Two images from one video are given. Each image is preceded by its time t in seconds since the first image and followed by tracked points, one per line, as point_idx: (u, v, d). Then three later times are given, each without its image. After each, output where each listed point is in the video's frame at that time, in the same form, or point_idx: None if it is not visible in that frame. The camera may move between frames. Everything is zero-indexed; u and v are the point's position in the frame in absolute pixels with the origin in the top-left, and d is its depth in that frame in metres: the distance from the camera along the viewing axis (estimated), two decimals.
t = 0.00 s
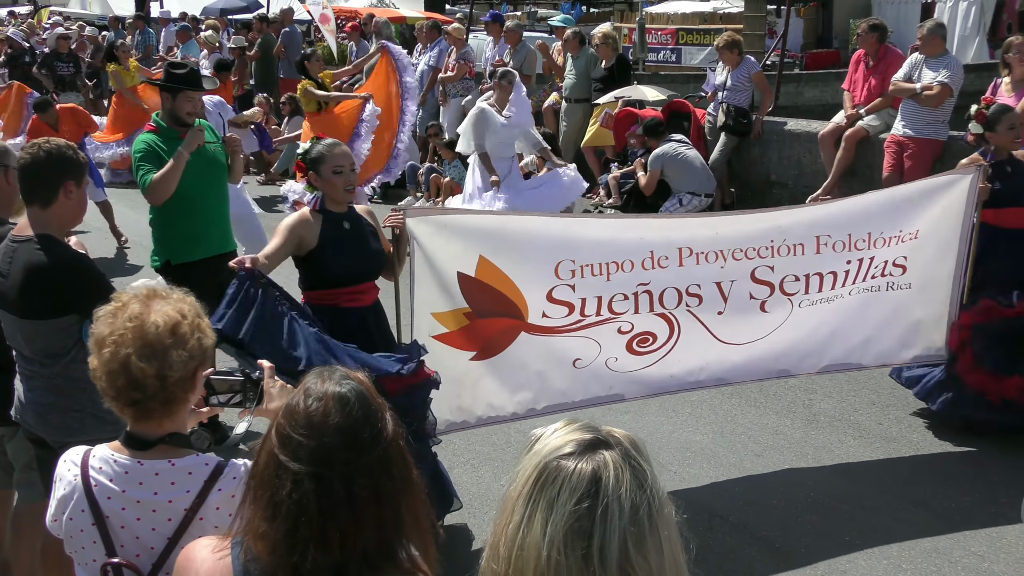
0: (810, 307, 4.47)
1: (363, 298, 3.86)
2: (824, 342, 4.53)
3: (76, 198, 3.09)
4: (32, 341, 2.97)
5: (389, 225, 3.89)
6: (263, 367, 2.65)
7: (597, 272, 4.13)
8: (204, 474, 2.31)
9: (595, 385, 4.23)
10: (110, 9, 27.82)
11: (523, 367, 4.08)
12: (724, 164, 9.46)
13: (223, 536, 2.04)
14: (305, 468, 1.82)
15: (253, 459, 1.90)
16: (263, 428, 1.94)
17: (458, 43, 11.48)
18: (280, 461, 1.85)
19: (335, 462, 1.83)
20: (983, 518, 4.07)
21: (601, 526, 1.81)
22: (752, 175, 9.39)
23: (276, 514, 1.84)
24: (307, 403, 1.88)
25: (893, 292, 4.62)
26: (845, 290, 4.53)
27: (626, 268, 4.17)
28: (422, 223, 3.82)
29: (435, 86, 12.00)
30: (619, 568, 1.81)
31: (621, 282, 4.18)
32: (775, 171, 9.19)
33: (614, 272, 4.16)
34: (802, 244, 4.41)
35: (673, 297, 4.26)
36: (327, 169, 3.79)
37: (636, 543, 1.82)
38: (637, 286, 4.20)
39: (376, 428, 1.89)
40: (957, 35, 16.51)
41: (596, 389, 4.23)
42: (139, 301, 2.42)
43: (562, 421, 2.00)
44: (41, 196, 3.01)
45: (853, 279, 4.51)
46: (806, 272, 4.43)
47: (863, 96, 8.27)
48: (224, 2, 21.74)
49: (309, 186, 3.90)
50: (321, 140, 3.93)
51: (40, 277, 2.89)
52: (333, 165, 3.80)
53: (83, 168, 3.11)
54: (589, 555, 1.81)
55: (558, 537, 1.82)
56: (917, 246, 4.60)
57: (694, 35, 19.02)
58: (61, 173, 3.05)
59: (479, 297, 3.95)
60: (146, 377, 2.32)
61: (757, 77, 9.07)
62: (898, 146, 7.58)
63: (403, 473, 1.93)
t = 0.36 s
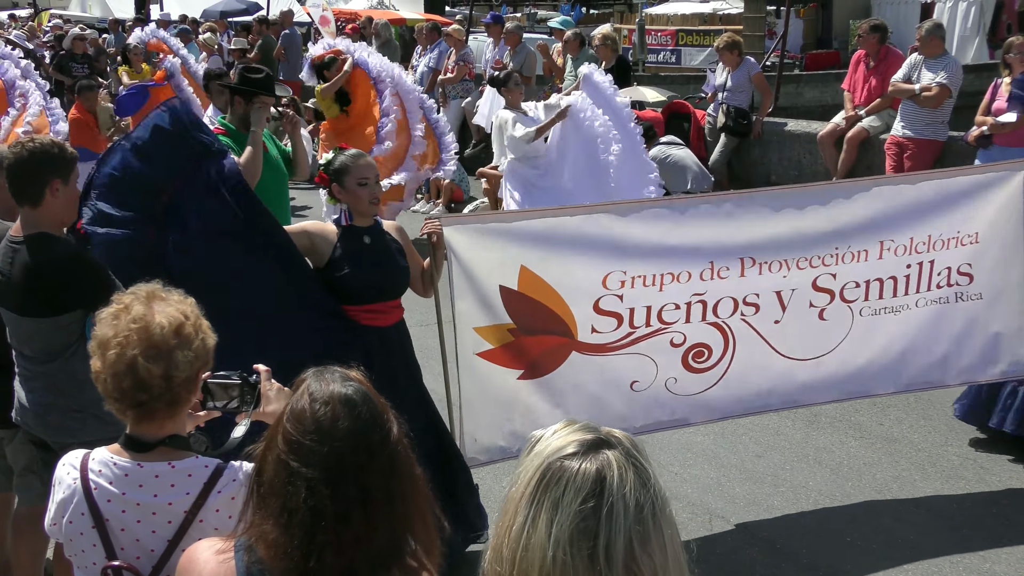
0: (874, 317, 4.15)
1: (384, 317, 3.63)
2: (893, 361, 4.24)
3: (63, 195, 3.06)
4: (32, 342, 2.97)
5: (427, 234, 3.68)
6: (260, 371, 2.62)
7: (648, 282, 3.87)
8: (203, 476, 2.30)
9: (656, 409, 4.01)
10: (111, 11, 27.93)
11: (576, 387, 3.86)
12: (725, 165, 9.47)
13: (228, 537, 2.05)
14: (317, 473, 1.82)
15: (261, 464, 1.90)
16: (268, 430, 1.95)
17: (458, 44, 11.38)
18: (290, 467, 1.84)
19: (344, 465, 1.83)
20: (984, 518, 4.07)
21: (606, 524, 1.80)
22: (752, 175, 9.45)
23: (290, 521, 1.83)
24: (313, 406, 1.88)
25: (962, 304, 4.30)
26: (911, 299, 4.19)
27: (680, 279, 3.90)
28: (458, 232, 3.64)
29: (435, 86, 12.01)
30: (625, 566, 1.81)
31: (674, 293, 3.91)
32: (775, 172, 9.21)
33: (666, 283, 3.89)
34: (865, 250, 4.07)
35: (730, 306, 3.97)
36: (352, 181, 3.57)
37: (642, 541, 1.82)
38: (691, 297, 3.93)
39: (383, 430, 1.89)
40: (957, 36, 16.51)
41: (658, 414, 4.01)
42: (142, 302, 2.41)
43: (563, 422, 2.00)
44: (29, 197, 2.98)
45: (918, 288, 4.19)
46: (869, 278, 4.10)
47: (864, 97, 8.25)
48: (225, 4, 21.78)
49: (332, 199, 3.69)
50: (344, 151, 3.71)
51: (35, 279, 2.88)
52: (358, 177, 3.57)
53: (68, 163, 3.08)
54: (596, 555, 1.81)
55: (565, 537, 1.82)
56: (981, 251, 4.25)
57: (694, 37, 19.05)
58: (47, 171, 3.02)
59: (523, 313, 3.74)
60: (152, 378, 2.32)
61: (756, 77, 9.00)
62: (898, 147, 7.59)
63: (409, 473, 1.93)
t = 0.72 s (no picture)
0: (913, 332, 3.90)
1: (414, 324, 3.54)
2: (936, 378, 3.95)
3: (65, 206, 3.07)
4: (31, 352, 2.97)
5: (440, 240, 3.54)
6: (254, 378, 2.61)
7: (672, 291, 3.66)
8: (203, 477, 2.30)
9: (700, 431, 3.74)
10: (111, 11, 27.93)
11: (613, 406, 3.65)
12: (725, 165, 9.45)
13: (229, 538, 2.05)
14: (317, 472, 1.82)
15: (261, 465, 1.90)
16: (268, 427, 1.94)
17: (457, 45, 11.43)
18: (291, 466, 1.83)
19: (344, 465, 1.83)
20: (984, 518, 4.07)
21: (608, 524, 1.80)
22: (750, 174, 9.44)
23: (291, 520, 1.84)
24: (313, 405, 1.87)
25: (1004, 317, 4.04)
26: (953, 312, 3.96)
27: (704, 288, 3.68)
28: (477, 239, 3.54)
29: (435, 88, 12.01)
30: (626, 566, 1.80)
31: (700, 303, 3.69)
32: (775, 172, 9.20)
33: (691, 291, 3.68)
34: (891, 259, 3.84)
35: (760, 319, 3.75)
36: (380, 187, 3.49)
37: (641, 539, 1.81)
38: (718, 307, 3.71)
39: (385, 430, 1.89)
40: (956, 36, 16.52)
41: (704, 436, 3.74)
42: (141, 302, 2.41)
43: (567, 421, 2.00)
44: (31, 205, 2.97)
45: (958, 300, 3.95)
46: (900, 289, 3.87)
47: (864, 96, 8.26)
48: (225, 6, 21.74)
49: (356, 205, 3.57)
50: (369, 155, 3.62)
51: (39, 285, 2.90)
52: (387, 183, 3.50)
53: (71, 174, 3.09)
54: (596, 555, 1.81)
55: (565, 536, 1.82)
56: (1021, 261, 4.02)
57: (694, 37, 19.05)
58: (52, 181, 3.02)
59: (547, 325, 3.59)
60: (149, 379, 2.32)
61: (756, 77, 9.00)
62: (898, 148, 7.58)
63: (410, 473, 1.93)
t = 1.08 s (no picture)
0: (945, 346, 3.86)
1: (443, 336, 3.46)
2: (964, 392, 3.92)
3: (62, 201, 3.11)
4: (18, 345, 2.97)
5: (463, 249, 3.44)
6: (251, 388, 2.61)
7: (703, 302, 3.59)
8: (203, 475, 2.30)
9: (718, 442, 3.70)
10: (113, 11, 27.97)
11: (632, 415, 3.58)
12: (724, 166, 9.43)
13: (230, 537, 2.04)
14: (322, 473, 1.82)
15: (264, 464, 1.90)
16: (271, 427, 1.94)
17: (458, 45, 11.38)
18: (295, 466, 1.83)
19: (346, 464, 1.83)
20: (984, 518, 4.07)
21: (603, 521, 1.80)
22: (750, 174, 9.41)
23: (294, 519, 1.83)
24: (316, 405, 1.87)
25: None
26: (984, 326, 3.92)
27: (736, 298, 3.62)
28: (503, 244, 3.36)
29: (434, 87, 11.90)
30: (622, 565, 1.78)
31: (732, 314, 3.63)
32: (774, 172, 9.18)
33: (723, 302, 3.61)
34: (929, 271, 3.80)
35: (794, 331, 3.70)
36: (411, 193, 3.41)
37: (637, 540, 1.80)
38: (750, 319, 3.65)
39: (388, 431, 1.90)
40: (955, 36, 16.52)
41: (720, 447, 3.70)
42: (147, 301, 2.44)
43: (572, 421, 2.01)
44: (33, 198, 3.04)
45: (990, 314, 3.91)
46: (938, 303, 3.83)
47: (864, 97, 8.33)
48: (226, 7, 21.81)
49: (383, 213, 3.50)
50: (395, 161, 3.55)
51: (32, 277, 2.89)
52: (418, 190, 3.42)
53: (72, 172, 3.15)
54: (591, 553, 1.80)
55: (561, 532, 1.82)
56: None
57: (694, 37, 19.06)
58: (55, 175, 3.09)
59: (574, 334, 3.47)
60: (160, 377, 2.33)
61: (757, 78, 9.05)
62: (898, 150, 7.58)
63: (413, 475, 1.93)
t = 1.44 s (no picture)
0: (975, 352, 3.84)
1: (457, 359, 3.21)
2: (994, 398, 3.90)
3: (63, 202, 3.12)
4: (8, 340, 2.97)
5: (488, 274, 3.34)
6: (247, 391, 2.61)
7: (731, 311, 3.56)
8: (201, 474, 2.30)
9: (737, 451, 3.71)
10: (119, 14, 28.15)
11: (654, 428, 3.59)
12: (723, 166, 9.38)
13: (227, 540, 2.04)
14: (314, 473, 1.82)
15: (258, 464, 1.90)
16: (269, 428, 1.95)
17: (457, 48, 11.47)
18: (288, 466, 1.84)
19: (341, 467, 1.83)
20: (981, 520, 4.07)
21: (577, 516, 1.81)
22: (750, 177, 9.41)
23: (287, 520, 1.83)
24: (311, 407, 1.88)
25: None
26: (1017, 331, 3.89)
27: (765, 307, 3.59)
28: (526, 258, 3.31)
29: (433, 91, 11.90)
30: (592, 562, 1.79)
31: (760, 324, 3.61)
32: (773, 175, 9.19)
33: (751, 312, 3.58)
34: (967, 277, 3.76)
35: (822, 340, 3.67)
36: (440, 209, 3.20)
37: (611, 541, 1.79)
38: (778, 329, 3.63)
39: (383, 432, 1.91)
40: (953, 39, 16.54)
41: (739, 457, 3.72)
42: (141, 303, 2.45)
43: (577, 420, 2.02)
44: (37, 199, 3.05)
45: None
46: (972, 309, 3.79)
47: (860, 100, 8.36)
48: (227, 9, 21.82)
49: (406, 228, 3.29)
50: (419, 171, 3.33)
51: (30, 276, 2.90)
52: (447, 205, 3.21)
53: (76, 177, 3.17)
54: (565, 550, 1.81)
55: (537, 524, 1.84)
56: None
57: (693, 40, 19.06)
58: (61, 179, 3.12)
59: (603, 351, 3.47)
60: (153, 381, 2.34)
61: (755, 80, 9.13)
62: (897, 152, 7.61)
63: (408, 478, 1.94)
